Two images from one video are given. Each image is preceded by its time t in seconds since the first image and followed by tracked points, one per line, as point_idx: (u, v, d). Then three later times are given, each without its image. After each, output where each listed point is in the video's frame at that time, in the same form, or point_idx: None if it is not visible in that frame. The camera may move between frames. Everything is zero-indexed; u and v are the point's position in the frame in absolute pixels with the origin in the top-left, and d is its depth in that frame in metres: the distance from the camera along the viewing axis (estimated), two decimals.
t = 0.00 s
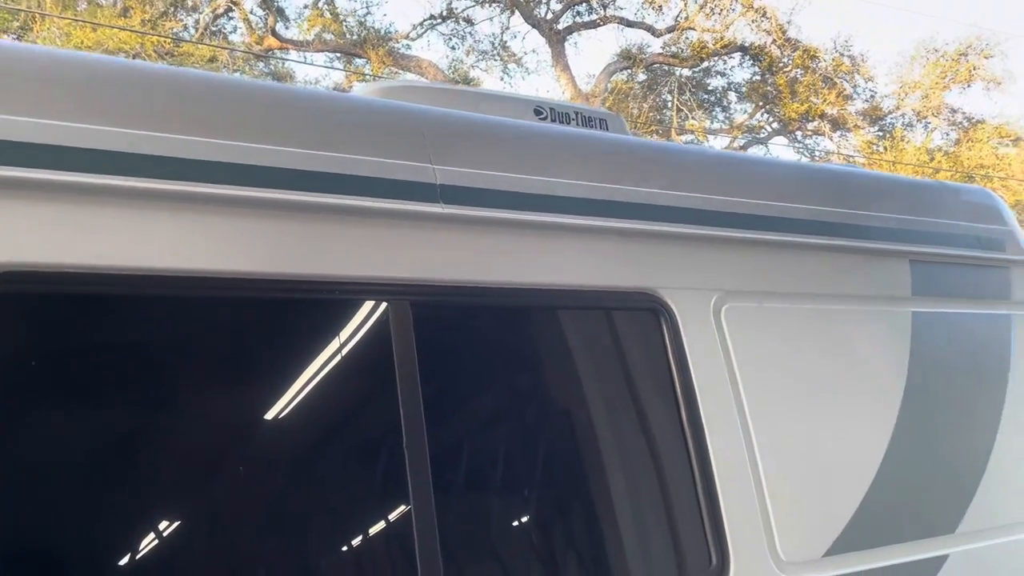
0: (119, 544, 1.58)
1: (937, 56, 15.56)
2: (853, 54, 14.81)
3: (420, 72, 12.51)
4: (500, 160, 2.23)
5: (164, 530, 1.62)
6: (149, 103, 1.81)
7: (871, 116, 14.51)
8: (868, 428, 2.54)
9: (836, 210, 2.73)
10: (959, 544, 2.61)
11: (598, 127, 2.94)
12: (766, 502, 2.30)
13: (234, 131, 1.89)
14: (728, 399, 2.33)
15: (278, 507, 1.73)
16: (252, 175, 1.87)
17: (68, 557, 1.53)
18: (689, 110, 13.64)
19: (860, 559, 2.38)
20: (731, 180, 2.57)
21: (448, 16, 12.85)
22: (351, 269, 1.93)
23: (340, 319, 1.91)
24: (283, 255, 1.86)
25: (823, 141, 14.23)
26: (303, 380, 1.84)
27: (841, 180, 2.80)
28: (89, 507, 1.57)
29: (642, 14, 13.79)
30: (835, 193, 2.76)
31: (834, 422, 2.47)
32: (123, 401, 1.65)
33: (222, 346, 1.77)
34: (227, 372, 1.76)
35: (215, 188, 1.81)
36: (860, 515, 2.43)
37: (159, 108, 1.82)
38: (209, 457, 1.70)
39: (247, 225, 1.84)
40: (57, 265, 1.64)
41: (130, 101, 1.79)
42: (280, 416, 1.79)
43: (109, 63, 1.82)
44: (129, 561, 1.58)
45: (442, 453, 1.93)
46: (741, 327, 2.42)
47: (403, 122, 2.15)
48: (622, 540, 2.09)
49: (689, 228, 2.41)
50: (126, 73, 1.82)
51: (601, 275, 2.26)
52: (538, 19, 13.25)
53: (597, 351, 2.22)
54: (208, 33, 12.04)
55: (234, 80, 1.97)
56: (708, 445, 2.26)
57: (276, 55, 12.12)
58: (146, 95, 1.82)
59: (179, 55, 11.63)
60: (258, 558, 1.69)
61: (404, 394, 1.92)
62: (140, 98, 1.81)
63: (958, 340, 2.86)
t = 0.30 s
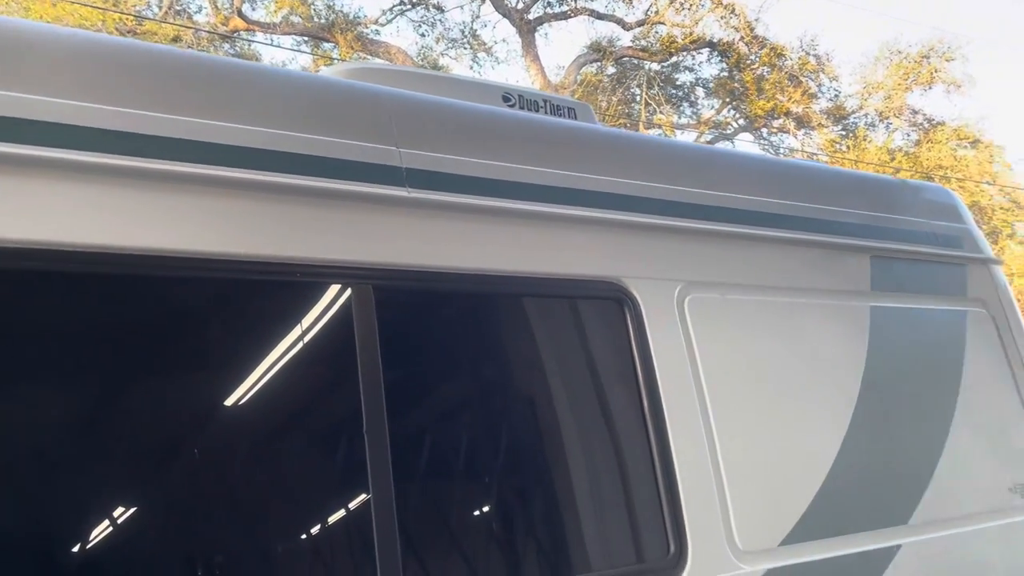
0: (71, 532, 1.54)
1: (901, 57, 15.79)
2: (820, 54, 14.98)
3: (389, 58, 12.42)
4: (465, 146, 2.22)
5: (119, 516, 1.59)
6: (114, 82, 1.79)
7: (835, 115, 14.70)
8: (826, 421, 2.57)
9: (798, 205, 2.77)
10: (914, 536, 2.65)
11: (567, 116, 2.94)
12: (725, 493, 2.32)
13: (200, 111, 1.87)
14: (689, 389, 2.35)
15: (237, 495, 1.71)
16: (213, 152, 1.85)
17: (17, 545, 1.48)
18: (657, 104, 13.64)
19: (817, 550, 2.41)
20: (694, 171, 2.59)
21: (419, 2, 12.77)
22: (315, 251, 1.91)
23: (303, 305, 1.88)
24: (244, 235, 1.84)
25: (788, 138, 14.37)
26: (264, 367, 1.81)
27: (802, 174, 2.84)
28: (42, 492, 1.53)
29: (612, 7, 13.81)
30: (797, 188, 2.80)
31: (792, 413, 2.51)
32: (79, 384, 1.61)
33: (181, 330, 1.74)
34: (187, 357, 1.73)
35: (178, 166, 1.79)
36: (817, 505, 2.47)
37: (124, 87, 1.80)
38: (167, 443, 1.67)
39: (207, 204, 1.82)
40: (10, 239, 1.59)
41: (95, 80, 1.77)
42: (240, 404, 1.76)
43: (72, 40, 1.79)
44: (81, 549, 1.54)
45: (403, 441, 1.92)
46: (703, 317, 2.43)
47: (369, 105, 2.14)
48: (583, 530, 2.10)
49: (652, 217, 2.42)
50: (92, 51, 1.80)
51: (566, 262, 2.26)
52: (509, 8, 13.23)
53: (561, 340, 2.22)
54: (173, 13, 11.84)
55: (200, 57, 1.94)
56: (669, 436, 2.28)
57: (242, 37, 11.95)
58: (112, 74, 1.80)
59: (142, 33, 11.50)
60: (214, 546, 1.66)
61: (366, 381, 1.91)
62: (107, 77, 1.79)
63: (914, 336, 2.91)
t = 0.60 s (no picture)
0: (34, 527, 1.51)
1: (871, 63, 16.01)
2: (791, 58, 15.13)
3: (363, 53, 12.35)
4: (438, 142, 2.22)
5: (82, 513, 1.56)
6: (82, 70, 1.77)
7: (806, 119, 14.87)
8: (794, 422, 2.60)
9: (768, 205, 2.80)
10: (878, 536, 2.68)
11: (541, 114, 2.94)
12: (693, 491, 2.34)
13: (170, 100, 1.85)
14: (659, 387, 2.36)
15: (203, 491, 1.69)
16: (184, 144, 1.83)
17: None
18: (631, 105, 13.73)
19: (782, 549, 2.43)
20: (666, 171, 2.61)
21: None
22: (286, 245, 1.90)
23: (272, 300, 1.87)
24: (215, 228, 1.82)
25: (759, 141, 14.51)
26: (232, 362, 1.79)
27: (772, 176, 2.87)
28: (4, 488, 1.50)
29: (588, 7, 13.85)
30: (767, 189, 2.83)
31: (760, 412, 2.53)
32: (43, 379, 1.58)
33: (148, 323, 1.72)
34: (154, 352, 1.71)
35: (148, 156, 1.77)
36: (783, 504, 2.49)
37: (92, 75, 1.77)
38: (132, 439, 1.65)
39: (178, 196, 1.80)
40: None
41: (62, 68, 1.74)
42: (207, 399, 1.74)
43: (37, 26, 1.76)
44: (43, 544, 1.51)
45: (372, 437, 1.91)
46: (674, 317, 2.45)
47: (342, 98, 2.13)
48: (552, 527, 2.10)
49: (625, 217, 2.44)
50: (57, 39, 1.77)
51: (538, 260, 2.26)
52: (484, 6, 13.23)
53: (532, 338, 2.22)
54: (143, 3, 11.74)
55: (168, 47, 1.92)
56: (639, 435, 2.29)
57: (214, 28, 11.83)
58: (79, 62, 1.77)
59: (112, 22, 11.35)
60: (180, 542, 1.64)
61: (336, 377, 1.90)
62: (74, 65, 1.76)
63: (880, 338, 2.96)
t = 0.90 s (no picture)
0: (5, 537, 1.49)
1: (848, 73, 16.18)
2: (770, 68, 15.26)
3: (344, 59, 12.34)
4: (419, 154, 2.22)
5: (56, 521, 1.55)
6: (60, 82, 1.75)
7: (783, 128, 15.04)
8: (770, 433, 2.63)
9: (745, 218, 2.83)
10: (852, 546, 2.71)
11: (521, 125, 2.95)
12: (670, 502, 2.35)
13: (150, 111, 1.84)
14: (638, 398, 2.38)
15: (179, 499, 1.69)
16: (164, 157, 1.82)
17: None
18: (611, 113, 13.84)
19: (758, 558, 2.46)
20: (645, 184, 2.63)
21: (375, 4, 12.70)
22: (264, 258, 1.89)
23: (249, 308, 1.86)
24: (194, 241, 1.81)
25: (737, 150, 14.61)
26: (208, 370, 1.79)
27: (749, 190, 2.90)
28: None
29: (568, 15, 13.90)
30: (744, 202, 2.86)
31: (737, 424, 2.55)
32: (16, 387, 1.57)
33: (125, 333, 1.71)
34: (128, 359, 1.70)
35: (127, 169, 1.76)
36: (759, 515, 2.51)
37: (71, 86, 1.76)
38: (107, 447, 1.64)
39: (157, 209, 1.79)
40: None
41: (38, 77, 1.72)
42: (182, 407, 1.74)
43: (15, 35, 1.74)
44: (15, 554, 1.50)
45: (351, 448, 1.91)
46: (653, 329, 2.47)
47: (323, 110, 2.12)
48: (530, 536, 2.11)
49: (604, 230, 2.45)
50: (33, 49, 1.75)
51: (518, 273, 2.27)
52: (465, 13, 13.25)
53: (512, 350, 2.23)
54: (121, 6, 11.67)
55: (147, 58, 1.91)
56: (617, 445, 2.31)
57: (193, 33, 11.77)
58: (57, 72, 1.76)
59: (89, 24, 11.28)
60: (154, 552, 1.63)
61: (314, 387, 1.89)
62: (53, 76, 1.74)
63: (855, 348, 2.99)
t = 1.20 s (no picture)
0: None
1: (831, 85, 16.31)
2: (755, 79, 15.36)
3: (329, 70, 12.34)
4: (403, 175, 2.22)
5: (37, 539, 1.53)
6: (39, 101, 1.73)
7: (767, 139, 15.20)
8: (756, 449, 2.63)
9: (729, 235, 2.84)
10: (837, 563, 2.72)
11: (506, 142, 2.95)
12: (657, 519, 2.34)
13: (131, 132, 1.82)
14: (624, 417, 2.37)
15: (162, 515, 1.67)
16: (146, 180, 1.80)
17: None
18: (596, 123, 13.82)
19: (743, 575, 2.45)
20: (630, 203, 2.63)
21: (361, 15, 12.70)
22: (248, 280, 1.87)
23: (232, 325, 1.84)
24: (176, 265, 1.79)
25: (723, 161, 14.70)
26: (189, 386, 1.77)
27: (734, 207, 2.91)
28: None
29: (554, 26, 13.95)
30: (728, 218, 2.87)
31: (722, 442, 2.55)
32: None
33: (106, 353, 1.69)
34: (110, 376, 1.69)
35: (109, 192, 1.74)
36: (745, 532, 2.51)
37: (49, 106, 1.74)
38: (88, 463, 1.62)
39: (139, 233, 1.77)
40: None
41: (20, 98, 1.71)
42: (163, 421, 1.72)
43: None
44: None
45: (336, 467, 1.89)
46: (639, 348, 2.47)
47: (307, 131, 2.12)
48: (515, 553, 2.10)
49: (588, 249, 2.45)
50: (11, 66, 1.72)
51: (503, 294, 2.27)
52: (452, 25, 13.28)
53: (499, 369, 2.22)
54: (106, 17, 11.64)
55: (127, 76, 1.89)
56: (603, 463, 2.30)
57: (178, 44, 11.76)
58: (35, 92, 1.73)
59: (74, 35, 11.26)
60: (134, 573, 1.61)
61: (297, 406, 1.88)
62: (31, 96, 1.72)
63: (839, 362, 3.00)
